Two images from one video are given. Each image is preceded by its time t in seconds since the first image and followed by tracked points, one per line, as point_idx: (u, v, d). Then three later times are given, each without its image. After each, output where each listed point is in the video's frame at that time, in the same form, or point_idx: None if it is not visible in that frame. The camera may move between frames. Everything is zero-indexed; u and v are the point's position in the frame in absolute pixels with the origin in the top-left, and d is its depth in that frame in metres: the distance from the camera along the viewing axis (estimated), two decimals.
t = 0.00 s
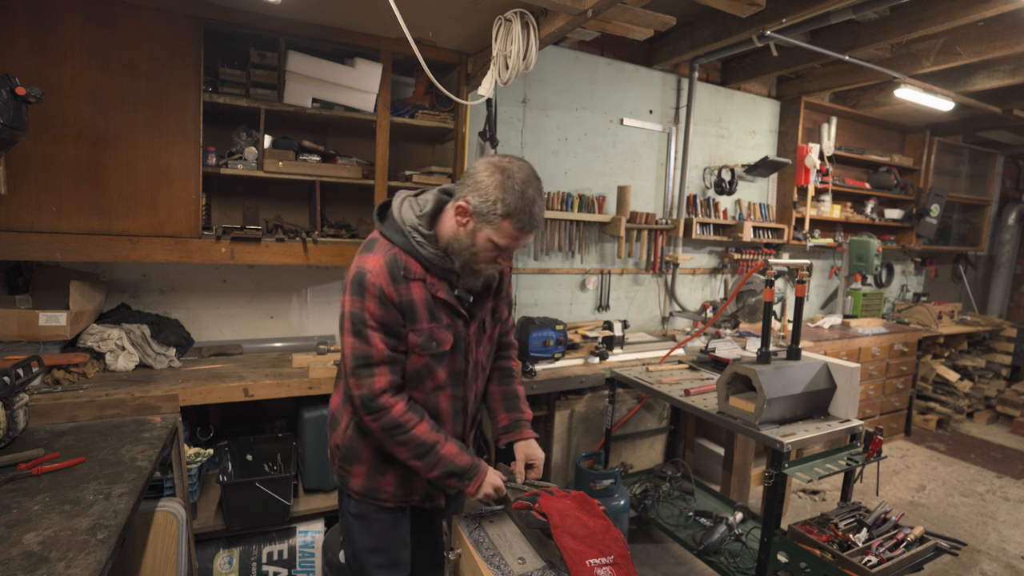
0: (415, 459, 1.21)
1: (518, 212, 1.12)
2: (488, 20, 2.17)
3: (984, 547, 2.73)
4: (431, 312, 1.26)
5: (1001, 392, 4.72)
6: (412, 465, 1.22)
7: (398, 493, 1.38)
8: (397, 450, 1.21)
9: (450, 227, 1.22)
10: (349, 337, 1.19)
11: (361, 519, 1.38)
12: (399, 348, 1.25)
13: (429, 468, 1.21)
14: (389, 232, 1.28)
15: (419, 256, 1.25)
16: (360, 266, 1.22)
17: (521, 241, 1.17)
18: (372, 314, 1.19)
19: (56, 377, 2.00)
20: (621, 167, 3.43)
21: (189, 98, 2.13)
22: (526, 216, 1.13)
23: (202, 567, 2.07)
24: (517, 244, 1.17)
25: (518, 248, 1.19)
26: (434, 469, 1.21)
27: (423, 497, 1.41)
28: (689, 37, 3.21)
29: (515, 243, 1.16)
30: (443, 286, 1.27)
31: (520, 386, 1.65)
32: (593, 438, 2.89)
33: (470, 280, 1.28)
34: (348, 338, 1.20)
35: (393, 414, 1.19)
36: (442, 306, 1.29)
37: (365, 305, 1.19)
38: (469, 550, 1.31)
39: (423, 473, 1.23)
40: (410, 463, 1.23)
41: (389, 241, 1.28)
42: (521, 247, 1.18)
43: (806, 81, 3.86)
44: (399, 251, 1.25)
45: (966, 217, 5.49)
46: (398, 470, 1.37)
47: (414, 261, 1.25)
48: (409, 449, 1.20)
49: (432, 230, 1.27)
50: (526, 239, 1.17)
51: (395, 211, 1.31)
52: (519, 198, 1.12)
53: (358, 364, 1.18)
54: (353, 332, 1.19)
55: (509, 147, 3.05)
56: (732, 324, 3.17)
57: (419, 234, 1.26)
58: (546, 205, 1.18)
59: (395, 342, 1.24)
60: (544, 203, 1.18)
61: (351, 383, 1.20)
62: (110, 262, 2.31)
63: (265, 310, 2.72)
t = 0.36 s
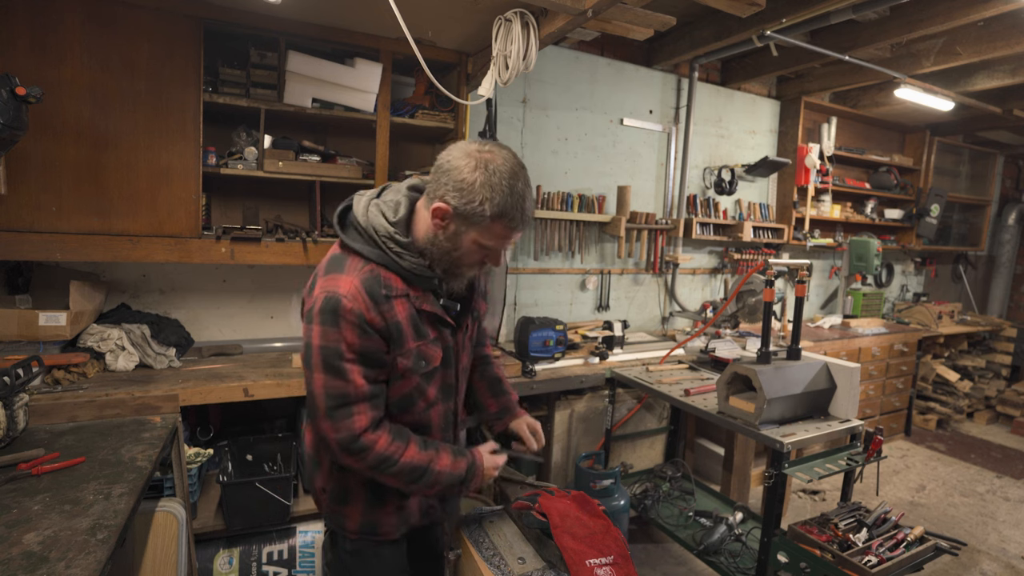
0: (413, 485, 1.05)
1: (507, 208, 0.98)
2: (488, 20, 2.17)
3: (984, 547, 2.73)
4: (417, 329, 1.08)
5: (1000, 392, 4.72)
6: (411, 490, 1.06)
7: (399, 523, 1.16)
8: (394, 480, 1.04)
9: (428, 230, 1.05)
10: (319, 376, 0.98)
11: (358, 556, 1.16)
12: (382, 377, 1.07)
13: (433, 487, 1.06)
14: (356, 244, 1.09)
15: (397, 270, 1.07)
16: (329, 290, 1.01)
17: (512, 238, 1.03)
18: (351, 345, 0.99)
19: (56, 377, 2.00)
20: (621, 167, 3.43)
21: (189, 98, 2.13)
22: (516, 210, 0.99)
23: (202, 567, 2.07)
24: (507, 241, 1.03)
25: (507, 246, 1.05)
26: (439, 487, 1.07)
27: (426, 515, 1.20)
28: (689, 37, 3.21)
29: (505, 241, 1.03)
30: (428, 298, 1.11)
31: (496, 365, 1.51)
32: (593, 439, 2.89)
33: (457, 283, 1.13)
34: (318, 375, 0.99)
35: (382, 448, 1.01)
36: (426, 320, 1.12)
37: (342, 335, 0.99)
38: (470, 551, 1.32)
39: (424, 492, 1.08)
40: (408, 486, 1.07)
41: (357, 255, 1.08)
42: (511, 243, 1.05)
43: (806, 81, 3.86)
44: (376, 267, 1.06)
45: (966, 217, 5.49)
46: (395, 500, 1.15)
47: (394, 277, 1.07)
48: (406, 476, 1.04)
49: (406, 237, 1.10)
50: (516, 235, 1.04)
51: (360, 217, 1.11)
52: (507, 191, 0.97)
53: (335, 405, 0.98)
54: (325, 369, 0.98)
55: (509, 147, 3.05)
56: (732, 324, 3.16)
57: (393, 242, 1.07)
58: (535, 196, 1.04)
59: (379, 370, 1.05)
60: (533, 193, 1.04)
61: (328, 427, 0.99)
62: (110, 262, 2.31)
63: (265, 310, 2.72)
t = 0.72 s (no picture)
0: (410, 441, 0.95)
1: (487, 143, 0.94)
2: (488, 20, 2.17)
3: (984, 547, 2.72)
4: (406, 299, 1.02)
5: (1000, 392, 4.72)
6: (415, 449, 0.96)
7: (395, 531, 1.15)
8: (393, 441, 0.95)
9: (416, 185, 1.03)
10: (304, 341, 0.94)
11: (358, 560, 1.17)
12: (377, 349, 0.99)
13: (440, 439, 0.96)
14: (343, 210, 1.07)
15: (383, 235, 1.03)
16: (313, 253, 0.97)
17: (497, 183, 0.98)
18: (334, 306, 0.94)
19: (56, 377, 2.00)
20: (621, 167, 3.43)
21: (189, 98, 2.13)
22: (498, 148, 0.95)
23: (201, 567, 2.07)
24: (492, 187, 0.98)
25: (494, 195, 0.99)
26: (447, 437, 0.96)
27: (427, 537, 1.17)
28: (689, 37, 3.21)
29: (490, 185, 0.97)
30: (417, 270, 1.05)
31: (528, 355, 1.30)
32: (593, 439, 2.89)
33: (448, 254, 1.06)
34: (304, 343, 0.94)
35: (373, 410, 0.92)
36: (416, 294, 1.06)
37: (324, 296, 0.94)
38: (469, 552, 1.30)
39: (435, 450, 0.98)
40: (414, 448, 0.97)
41: (344, 221, 1.06)
42: (498, 192, 0.99)
43: (806, 81, 3.86)
44: (361, 232, 1.03)
45: (966, 217, 5.49)
46: (390, 500, 1.14)
47: (380, 243, 1.03)
48: (403, 432, 0.94)
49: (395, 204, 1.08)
50: (501, 183, 0.99)
51: (351, 187, 1.11)
52: (486, 127, 0.94)
53: (320, 370, 0.92)
54: (308, 333, 0.93)
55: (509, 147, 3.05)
56: (732, 324, 3.16)
57: (382, 206, 1.06)
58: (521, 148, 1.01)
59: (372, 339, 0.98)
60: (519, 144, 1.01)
61: (314, 397, 0.94)
62: (110, 262, 2.31)
63: (265, 310, 2.72)
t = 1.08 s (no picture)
0: (379, 427, 0.87)
1: (440, 104, 0.91)
2: (487, 20, 2.17)
3: (984, 547, 2.72)
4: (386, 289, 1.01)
5: (1000, 392, 4.72)
6: (388, 438, 0.87)
7: (390, 537, 1.15)
8: (365, 429, 0.88)
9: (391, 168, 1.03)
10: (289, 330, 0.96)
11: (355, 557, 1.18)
12: (361, 338, 0.98)
13: (404, 424, 0.85)
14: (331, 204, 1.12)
15: (361, 224, 1.05)
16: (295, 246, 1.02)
17: (456, 147, 0.92)
18: (312, 294, 0.96)
19: (56, 377, 2.00)
20: (621, 167, 3.43)
21: (189, 98, 2.13)
22: (451, 108, 0.91)
23: (201, 567, 2.07)
24: (452, 152, 0.93)
25: (457, 161, 0.94)
26: (411, 422, 0.85)
27: (425, 548, 1.16)
28: (689, 37, 3.21)
29: (448, 148, 0.92)
30: (398, 261, 1.05)
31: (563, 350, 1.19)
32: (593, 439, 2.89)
33: (424, 238, 1.03)
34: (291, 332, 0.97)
35: (342, 395, 0.88)
36: (399, 286, 1.05)
37: (302, 284, 0.97)
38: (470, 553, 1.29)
39: (407, 440, 0.87)
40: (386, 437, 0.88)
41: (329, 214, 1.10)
42: (461, 158, 0.94)
43: (806, 81, 3.86)
44: (340, 223, 1.05)
45: (967, 217, 5.48)
46: (385, 504, 1.14)
47: (358, 233, 1.04)
48: (370, 417, 0.86)
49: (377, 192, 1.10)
50: (464, 148, 0.94)
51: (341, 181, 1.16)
52: (438, 89, 0.92)
53: (301, 357, 0.94)
54: (291, 321, 0.96)
55: (509, 147, 3.05)
56: (732, 324, 3.16)
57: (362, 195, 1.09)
58: (487, 114, 0.96)
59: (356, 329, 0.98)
60: (486, 111, 0.97)
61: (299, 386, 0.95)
62: (110, 262, 2.31)
63: (265, 310, 2.72)
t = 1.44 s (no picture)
0: (372, 442, 0.89)
1: (412, 101, 0.91)
2: (487, 20, 2.17)
3: (984, 547, 2.72)
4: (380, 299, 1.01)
5: (1000, 392, 4.72)
6: (383, 452, 0.89)
7: (395, 541, 1.15)
8: (362, 443, 0.90)
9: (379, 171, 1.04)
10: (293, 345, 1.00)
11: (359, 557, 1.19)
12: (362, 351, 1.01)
13: (389, 443, 0.87)
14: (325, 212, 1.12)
15: (354, 233, 1.05)
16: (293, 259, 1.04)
17: (432, 144, 0.92)
18: (311, 309, 0.99)
19: (56, 377, 2.00)
20: (621, 167, 3.43)
21: (189, 98, 2.13)
22: (424, 103, 0.90)
23: (201, 567, 2.07)
24: (430, 150, 0.92)
25: (436, 159, 0.93)
26: (393, 441, 0.86)
27: (431, 552, 1.17)
28: (689, 37, 3.21)
29: (423, 146, 0.92)
30: (395, 270, 1.05)
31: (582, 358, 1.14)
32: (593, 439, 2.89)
33: (415, 243, 1.03)
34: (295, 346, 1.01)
35: (338, 411, 0.92)
36: (397, 295, 1.05)
37: (302, 299, 1.00)
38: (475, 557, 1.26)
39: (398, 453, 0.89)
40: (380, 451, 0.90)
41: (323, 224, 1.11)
42: (439, 155, 0.93)
43: (806, 81, 3.86)
44: (334, 232, 1.06)
45: (967, 217, 5.48)
46: (390, 507, 1.14)
47: (353, 241, 1.04)
48: (363, 433, 0.89)
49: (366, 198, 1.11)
50: (440, 144, 0.92)
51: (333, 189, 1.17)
52: (411, 86, 0.92)
53: (305, 373, 0.98)
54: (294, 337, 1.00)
55: (509, 147, 3.05)
56: (732, 324, 3.16)
57: (353, 202, 1.09)
58: (463, 106, 0.94)
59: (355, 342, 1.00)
60: (463, 103, 0.95)
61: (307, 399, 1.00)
62: (110, 262, 2.31)
63: (265, 310, 2.72)
